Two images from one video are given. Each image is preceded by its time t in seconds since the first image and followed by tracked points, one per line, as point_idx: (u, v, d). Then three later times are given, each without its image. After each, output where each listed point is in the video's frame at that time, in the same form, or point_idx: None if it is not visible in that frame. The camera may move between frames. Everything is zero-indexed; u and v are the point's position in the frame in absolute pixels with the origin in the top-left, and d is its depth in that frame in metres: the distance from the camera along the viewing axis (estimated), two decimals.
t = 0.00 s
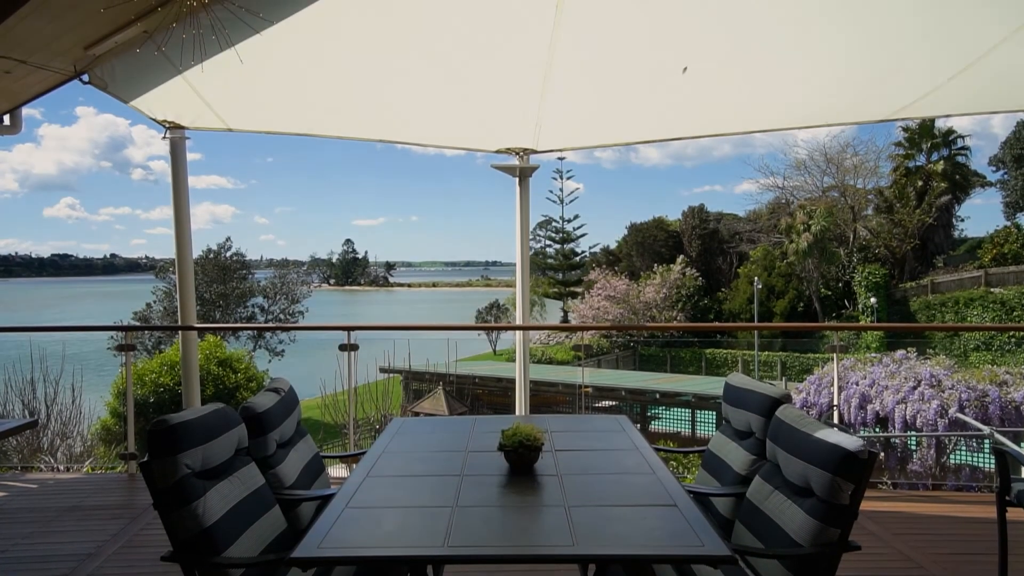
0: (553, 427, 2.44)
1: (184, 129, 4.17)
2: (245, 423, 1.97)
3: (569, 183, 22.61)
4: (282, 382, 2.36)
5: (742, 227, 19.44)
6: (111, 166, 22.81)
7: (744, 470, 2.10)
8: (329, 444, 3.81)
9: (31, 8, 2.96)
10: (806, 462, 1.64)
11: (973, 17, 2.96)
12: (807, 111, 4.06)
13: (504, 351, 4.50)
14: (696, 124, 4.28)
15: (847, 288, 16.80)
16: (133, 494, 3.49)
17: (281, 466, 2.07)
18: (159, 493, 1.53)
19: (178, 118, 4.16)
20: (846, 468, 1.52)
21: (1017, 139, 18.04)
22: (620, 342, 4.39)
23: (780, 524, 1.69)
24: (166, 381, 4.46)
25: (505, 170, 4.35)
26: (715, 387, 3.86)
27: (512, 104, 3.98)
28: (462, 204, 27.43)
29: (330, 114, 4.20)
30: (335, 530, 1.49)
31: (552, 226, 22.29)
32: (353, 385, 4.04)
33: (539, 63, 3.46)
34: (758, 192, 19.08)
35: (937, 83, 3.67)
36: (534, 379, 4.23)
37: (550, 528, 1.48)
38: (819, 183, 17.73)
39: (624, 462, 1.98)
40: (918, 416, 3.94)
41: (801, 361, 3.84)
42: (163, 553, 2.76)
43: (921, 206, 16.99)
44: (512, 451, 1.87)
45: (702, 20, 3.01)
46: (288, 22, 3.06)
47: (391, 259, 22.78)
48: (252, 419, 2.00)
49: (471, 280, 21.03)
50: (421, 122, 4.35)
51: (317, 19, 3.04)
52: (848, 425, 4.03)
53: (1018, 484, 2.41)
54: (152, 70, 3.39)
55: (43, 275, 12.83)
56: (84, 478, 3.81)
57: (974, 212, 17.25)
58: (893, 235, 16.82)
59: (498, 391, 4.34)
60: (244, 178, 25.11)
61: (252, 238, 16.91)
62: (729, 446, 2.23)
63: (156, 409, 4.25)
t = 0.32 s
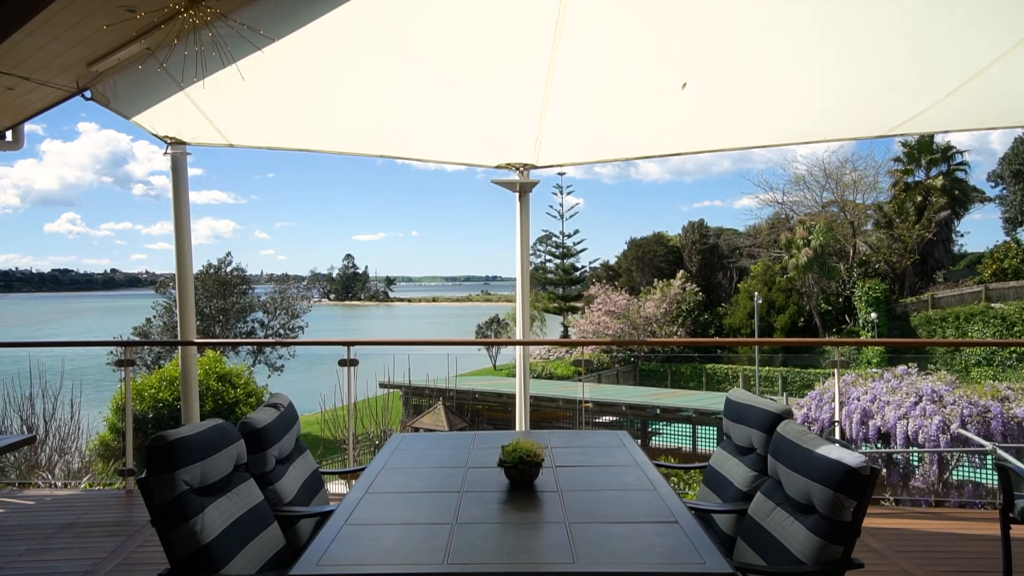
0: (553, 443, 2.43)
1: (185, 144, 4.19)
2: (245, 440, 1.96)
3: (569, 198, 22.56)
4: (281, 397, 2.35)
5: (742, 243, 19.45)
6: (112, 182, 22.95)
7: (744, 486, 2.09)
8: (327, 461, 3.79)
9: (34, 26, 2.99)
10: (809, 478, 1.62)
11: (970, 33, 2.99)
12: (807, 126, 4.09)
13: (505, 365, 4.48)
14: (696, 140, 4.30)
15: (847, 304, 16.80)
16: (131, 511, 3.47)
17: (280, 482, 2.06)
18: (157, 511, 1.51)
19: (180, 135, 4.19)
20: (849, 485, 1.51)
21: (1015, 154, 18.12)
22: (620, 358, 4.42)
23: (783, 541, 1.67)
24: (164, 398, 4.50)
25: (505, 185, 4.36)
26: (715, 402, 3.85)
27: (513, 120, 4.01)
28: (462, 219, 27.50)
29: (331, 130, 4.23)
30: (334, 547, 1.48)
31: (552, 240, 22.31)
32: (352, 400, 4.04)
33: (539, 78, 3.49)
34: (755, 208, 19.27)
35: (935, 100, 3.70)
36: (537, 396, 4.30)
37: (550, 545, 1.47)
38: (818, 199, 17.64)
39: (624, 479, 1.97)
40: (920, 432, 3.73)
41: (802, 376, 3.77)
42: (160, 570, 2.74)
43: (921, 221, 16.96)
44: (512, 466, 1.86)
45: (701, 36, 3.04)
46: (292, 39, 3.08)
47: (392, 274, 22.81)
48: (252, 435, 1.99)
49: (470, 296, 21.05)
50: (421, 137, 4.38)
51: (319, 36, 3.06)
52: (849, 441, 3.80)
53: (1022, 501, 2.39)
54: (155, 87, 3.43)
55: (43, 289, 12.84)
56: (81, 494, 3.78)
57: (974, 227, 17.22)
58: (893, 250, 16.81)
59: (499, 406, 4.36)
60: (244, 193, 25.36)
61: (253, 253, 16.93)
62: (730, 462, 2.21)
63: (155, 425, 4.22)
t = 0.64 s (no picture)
0: (553, 458, 2.42)
1: (187, 160, 4.22)
2: (244, 455, 1.95)
3: (569, 214, 22.69)
4: (281, 413, 2.34)
5: (742, 258, 19.24)
6: (113, 197, 23.08)
7: (747, 502, 2.07)
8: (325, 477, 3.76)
9: (37, 43, 3.05)
10: (811, 494, 1.62)
11: (968, 48, 3.01)
12: (806, 142, 4.11)
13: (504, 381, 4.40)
14: (696, 155, 4.33)
15: (847, 319, 16.76)
16: (129, 527, 3.44)
17: (280, 499, 2.05)
18: (155, 527, 1.51)
19: (181, 150, 4.22)
20: (852, 502, 1.50)
21: (1014, 170, 18.18)
22: (620, 372, 4.26)
23: (785, 559, 1.66)
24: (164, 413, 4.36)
25: (506, 202, 4.39)
26: (716, 418, 3.83)
27: (512, 135, 4.04)
28: (462, 234, 27.58)
29: (333, 146, 4.27)
30: (332, 565, 1.47)
31: (552, 255, 22.34)
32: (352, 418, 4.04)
33: (539, 94, 3.52)
34: (755, 223, 19.27)
35: (933, 116, 3.74)
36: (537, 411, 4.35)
37: (552, 562, 1.46)
38: (818, 215, 17.74)
39: (626, 495, 1.96)
40: (923, 447, 3.67)
41: (802, 392, 3.82)
42: None
43: (920, 236, 16.93)
44: (513, 482, 1.85)
45: (700, 53, 3.07)
46: (293, 56, 3.11)
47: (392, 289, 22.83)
48: (250, 451, 1.98)
49: (470, 311, 21.09)
50: (422, 153, 4.41)
51: (323, 53, 3.09)
52: (852, 457, 3.79)
53: None
54: (158, 104, 3.46)
55: (43, 304, 12.83)
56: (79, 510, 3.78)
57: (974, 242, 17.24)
58: (893, 265, 16.80)
59: (500, 422, 4.32)
60: (245, 209, 25.50)
61: (253, 267, 16.95)
62: (731, 478, 2.20)
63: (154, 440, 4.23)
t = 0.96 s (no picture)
0: (554, 474, 2.40)
1: (188, 175, 4.25)
2: (242, 471, 1.94)
3: (569, 229, 22.75)
4: (280, 429, 2.33)
5: (741, 272, 19.19)
6: (114, 213, 23.21)
7: (749, 519, 2.06)
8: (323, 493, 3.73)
9: (41, 60, 3.06)
10: (813, 511, 1.61)
11: (966, 64, 3.03)
12: (806, 157, 4.13)
13: (505, 397, 4.34)
14: (697, 170, 4.34)
15: (848, 334, 16.76)
16: (126, 544, 3.42)
17: (279, 515, 2.04)
18: (152, 545, 1.49)
19: (182, 165, 4.25)
20: (854, 519, 1.48)
21: (1011, 187, 18.35)
22: (620, 389, 4.27)
23: None
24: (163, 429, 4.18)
25: (506, 216, 4.42)
26: (717, 433, 3.81)
27: (512, 151, 4.07)
28: (462, 249, 27.64)
29: (334, 162, 4.30)
30: None
31: (552, 271, 22.40)
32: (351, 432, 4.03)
33: (539, 110, 3.54)
34: (755, 238, 19.29)
35: (932, 132, 3.76)
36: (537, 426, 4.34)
37: None
38: (818, 229, 17.80)
39: (626, 512, 1.94)
40: (925, 464, 3.64)
41: (803, 407, 3.82)
42: None
43: (920, 251, 16.94)
44: (512, 499, 1.85)
45: (699, 69, 3.10)
46: (294, 72, 3.14)
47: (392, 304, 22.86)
48: (249, 467, 1.97)
49: (471, 326, 21.13)
50: (423, 169, 4.45)
51: (324, 69, 3.12)
52: (852, 473, 3.78)
53: None
54: (160, 120, 3.49)
55: (43, 319, 12.83)
56: (76, 527, 3.76)
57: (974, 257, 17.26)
58: (893, 280, 16.80)
59: (500, 437, 4.21)
60: (246, 224, 25.59)
61: (253, 282, 17.01)
62: (733, 495, 2.19)
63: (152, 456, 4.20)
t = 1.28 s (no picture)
0: (555, 491, 2.39)
1: (190, 191, 4.29)
2: (241, 487, 1.93)
3: (569, 244, 22.76)
4: (280, 446, 2.32)
5: (742, 288, 19.38)
6: (116, 228, 23.31)
7: (751, 536, 2.04)
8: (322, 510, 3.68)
9: (44, 77, 3.08)
10: (816, 528, 1.59)
11: (964, 80, 3.05)
12: (806, 172, 4.15)
13: (505, 412, 4.36)
14: (697, 186, 4.37)
15: (850, 349, 16.80)
16: (124, 561, 3.39)
17: (277, 532, 2.02)
18: (150, 563, 1.48)
19: (184, 181, 4.29)
20: (857, 535, 1.47)
21: (1011, 203, 18.39)
22: (621, 404, 4.31)
23: None
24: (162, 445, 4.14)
25: (506, 232, 4.45)
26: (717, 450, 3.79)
27: (511, 168, 4.11)
28: (463, 264, 27.73)
29: (335, 178, 4.34)
30: None
31: (552, 286, 22.41)
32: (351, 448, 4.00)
33: (539, 127, 3.57)
34: (756, 253, 19.25)
35: (931, 148, 3.79)
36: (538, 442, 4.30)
37: None
38: (818, 245, 17.83)
39: (628, 528, 1.93)
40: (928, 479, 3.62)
41: (804, 423, 3.82)
42: None
43: (920, 267, 16.94)
44: (513, 516, 1.84)
45: (699, 86, 3.13)
46: (295, 88, 3.16)
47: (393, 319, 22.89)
48: (247, 483, 1.96)
49: (472, 341, 21.16)
50: (424, 186, 4.49)
51: (326, 84, 3.14)
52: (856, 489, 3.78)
53: None
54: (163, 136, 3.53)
55: (43, 334, 12.82)
56: (73, 544, 3.73)
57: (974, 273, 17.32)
58: (894, 295, 16.80)
59: (500, 453, 4.20)
60: (246, 239, 25.68)
61: (254, 298, 17.04)
62: (735, 512, 2.17)
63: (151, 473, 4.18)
